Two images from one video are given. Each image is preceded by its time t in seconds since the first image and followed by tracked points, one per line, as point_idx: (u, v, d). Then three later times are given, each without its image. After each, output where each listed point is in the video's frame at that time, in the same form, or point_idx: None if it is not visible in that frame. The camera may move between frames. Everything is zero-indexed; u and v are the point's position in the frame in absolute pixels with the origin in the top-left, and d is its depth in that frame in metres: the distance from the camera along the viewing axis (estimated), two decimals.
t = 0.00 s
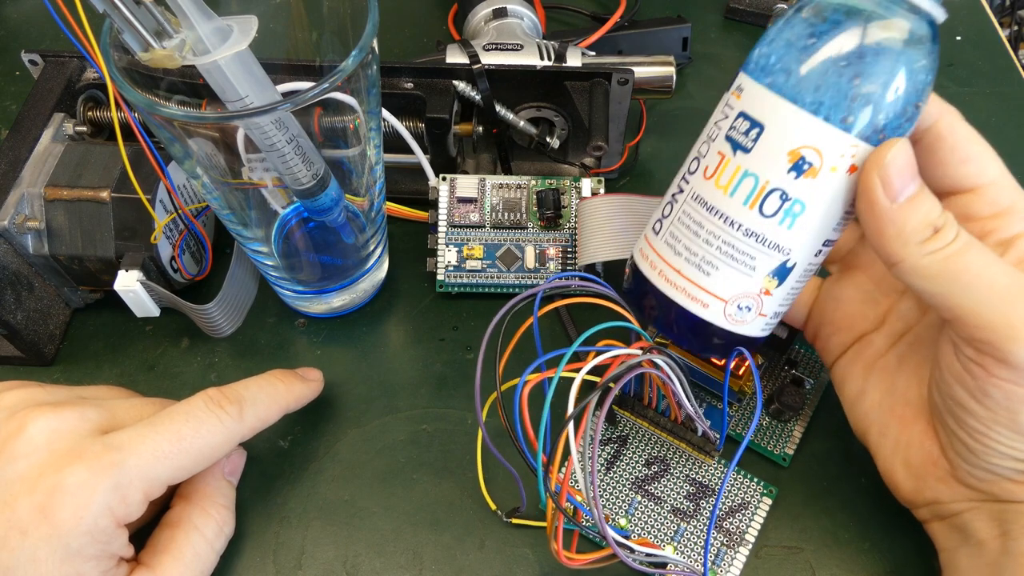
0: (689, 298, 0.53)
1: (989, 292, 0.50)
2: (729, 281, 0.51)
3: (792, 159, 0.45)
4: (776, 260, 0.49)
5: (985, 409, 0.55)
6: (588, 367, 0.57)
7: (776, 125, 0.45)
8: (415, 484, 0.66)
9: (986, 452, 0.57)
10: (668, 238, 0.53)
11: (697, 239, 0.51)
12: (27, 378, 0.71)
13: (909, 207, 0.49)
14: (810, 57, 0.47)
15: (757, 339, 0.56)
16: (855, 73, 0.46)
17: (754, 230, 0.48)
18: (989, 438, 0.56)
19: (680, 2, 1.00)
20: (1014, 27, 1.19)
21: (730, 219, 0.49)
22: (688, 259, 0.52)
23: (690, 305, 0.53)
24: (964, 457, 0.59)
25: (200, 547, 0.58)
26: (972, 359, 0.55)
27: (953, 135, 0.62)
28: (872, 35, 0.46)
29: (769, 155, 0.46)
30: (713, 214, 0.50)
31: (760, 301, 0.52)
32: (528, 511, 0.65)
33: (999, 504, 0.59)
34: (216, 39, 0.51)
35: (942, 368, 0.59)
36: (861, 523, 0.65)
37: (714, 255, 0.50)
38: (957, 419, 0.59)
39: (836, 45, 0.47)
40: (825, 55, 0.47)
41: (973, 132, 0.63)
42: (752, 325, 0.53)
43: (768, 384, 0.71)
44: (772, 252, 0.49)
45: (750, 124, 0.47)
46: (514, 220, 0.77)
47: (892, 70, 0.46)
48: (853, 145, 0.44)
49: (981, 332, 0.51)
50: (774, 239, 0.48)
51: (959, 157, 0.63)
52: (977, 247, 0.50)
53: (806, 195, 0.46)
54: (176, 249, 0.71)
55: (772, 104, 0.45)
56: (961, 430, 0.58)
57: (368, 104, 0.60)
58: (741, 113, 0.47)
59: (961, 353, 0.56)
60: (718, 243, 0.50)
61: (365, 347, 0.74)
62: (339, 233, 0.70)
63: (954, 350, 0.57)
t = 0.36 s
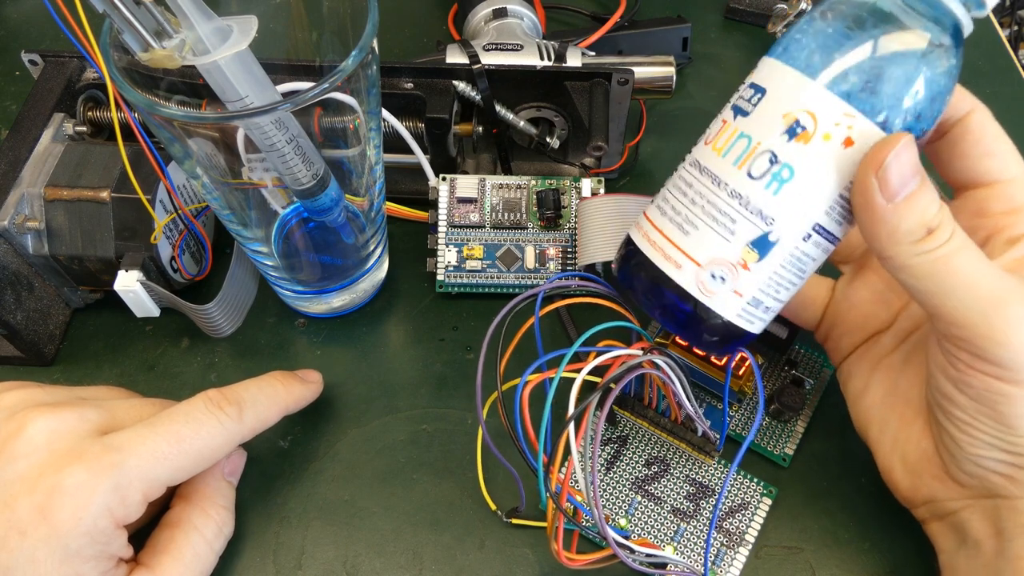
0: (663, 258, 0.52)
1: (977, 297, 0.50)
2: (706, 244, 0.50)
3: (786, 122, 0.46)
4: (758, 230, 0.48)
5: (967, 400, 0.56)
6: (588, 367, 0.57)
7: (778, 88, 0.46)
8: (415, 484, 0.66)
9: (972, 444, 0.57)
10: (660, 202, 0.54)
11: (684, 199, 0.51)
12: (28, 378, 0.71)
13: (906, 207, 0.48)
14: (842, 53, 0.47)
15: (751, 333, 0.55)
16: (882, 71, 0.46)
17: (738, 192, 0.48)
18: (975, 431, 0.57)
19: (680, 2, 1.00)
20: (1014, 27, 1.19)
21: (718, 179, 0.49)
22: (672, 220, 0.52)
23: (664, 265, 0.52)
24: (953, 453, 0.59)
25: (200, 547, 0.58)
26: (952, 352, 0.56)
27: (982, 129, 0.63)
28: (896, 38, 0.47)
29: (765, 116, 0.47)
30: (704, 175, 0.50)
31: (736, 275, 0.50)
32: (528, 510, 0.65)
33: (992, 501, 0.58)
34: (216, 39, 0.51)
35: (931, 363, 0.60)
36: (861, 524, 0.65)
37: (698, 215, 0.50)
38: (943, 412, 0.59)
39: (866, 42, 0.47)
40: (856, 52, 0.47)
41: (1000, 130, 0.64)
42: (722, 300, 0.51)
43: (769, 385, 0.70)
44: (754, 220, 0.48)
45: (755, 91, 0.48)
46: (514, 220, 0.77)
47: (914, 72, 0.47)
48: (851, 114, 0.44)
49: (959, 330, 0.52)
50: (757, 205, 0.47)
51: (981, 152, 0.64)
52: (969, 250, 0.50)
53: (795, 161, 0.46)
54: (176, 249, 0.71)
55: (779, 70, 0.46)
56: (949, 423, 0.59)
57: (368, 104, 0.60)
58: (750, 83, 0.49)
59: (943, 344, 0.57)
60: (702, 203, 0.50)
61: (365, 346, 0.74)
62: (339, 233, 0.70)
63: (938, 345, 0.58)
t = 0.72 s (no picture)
0: (709, 323, 0.56)
1: None
2: (750, 306, 0.54)
3: (816, 188, 0.47)
4: (795, 284, 0.52)
5: (993, 412, 0.54)
6: (590, 367, 0.56)
7: (801, 156, 0.47)
8: (415, 484, 0.66)
9: (985, 453, 0.56)
10: (687, 263, 0.56)
11: (717, 266, 0.53)
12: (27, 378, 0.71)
13: (942, 205, 0.48)
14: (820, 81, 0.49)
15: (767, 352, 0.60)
16: (865, 93, 0.48)
17: (775, 257, 0.51)
18: (992, 440, 0.55)
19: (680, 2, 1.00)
20: (1014, 27, 1.19)
21: (752, 246, 0.51)
22: (709, 286, 0.54)
23: (708, 329, 0.56)
24: (961, 460, 0.58)
25: (200, 547, 0.58)
26: (989, 361, 0.52)
27: (969, 134, 0.63)
28: (883, 53, 0.48)
29: (792, 186, 0.48)
30: (734, 241, 0.52)
31: (777, 323, 0.55)
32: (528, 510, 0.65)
33: (992, 508, 0.58)
34: (216, 39, 0.51)
35: (955, 367, 0.57)
36: (861, 523, 0.65)
37: (737, 282, 0.53)
38: (963, 419, 0.57)
39: (852, 62, 0.49)
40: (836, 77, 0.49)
41: (989, 136, 0.63)
42: (767, 343, 0.57)
43: (770, 386, 0.70)
44: (792, 277, 0.52)
45: (772, 152, 0.48)
46: (514, 220, 0.77)
47: (906, 85, 0.48)
48: (874, 172, 0.47)
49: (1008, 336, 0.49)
50: (794, 266, 0.51)
51: (972, 158, 0.63)
52: None
53: (827, 222, 0.49)
54: (176, 249, 0.71)
55: (796, 135, 0.47)
56: (965, 430, 0.57)
57: (368, 104, 0.60)
58: (762, 140, 0.49)
59: (979, 352, 0.53)
60: (740, 270, 0.52)
61: (365, 346, 0.74)
62: (339, 233, 0.70)
63: (969, 350, 0.55)
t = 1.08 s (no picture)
0: (674, 331, 0.58)
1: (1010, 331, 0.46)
2: (710, 321, 0.55)
3: (766, 228, 0.47)
4: (755, 305, 0.53)
5: (985, 424, 0.54)
6: (585, 364, 0.56)
7: (750, 196, 0.46)
8: (415, 483, 0.66)
9: (980, 460, 0.56)
10: (655, 275, 0.57)
11: (680, 284, 0.55)
12: (27, 378, 0.71)
13: (889, 250, 0.44)
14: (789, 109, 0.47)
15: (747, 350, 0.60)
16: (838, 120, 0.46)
17: (732, 283, 0.51)
18: (985, 450, 0.55)
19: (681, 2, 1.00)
20: (1014, 26, 1.19)
21: (710, 272, 0.52)
22: (673, 300, 0.56)
23: (675, 335, 0.59)
24: (955, 468, 0.58)
25: (200, 546, 0.58)
26: (976, 378, 0.53)
27: (967, 142, 0.62)
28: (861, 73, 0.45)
29: (745, 221, 0.48)
30: (694, 265, 0.53)
31: (742, 334, 0.56)
32: (528, 509, 0.65)
33: (991, 511, 0.58)
34: (216, 39, 0.51)
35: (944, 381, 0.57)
36: (860, 524, 0.65)
37: (697, 301, 0.54)
38: (953, 429, 0.57)
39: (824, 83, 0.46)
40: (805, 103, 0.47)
41: (988, 140, 0.62)
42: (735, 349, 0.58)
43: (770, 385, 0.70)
44: (750, 300, 0.52)
45: (727, 188, 0.48)
46: (514, 220, 0.77)
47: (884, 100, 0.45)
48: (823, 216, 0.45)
49: (991, 363, 0.49)
50: (751, 291, 0.51)
51: (972, 165, 0.63)
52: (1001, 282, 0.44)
53: (781, 256, 0.48)
54: (176, 249, 0.71)
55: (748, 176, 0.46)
56: (957, 438, 0.57)
57: (368, 104, 0.60)
58: (719, 174, 0.48)
59: (966, 371, 0.54)
60: (700, 291, 0.54)
61: (365, 346, 0.74)
62: (339, 233, 0.70)
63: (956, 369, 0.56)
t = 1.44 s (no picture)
0: (681, 318, 0.56)
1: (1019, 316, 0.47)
2: (720, 304, 0.53)
3: (782, 196, 0.46)
4: (765, 286, 0.51)
5: (987, 420, 0.54)
6: (581, 361, 0.56)
7: (767, 161, 0.45)
8: (415, 484, 0.66)
9: (981, 458, 0.56)
10: (663, 259, 0.56)
11: (689, 265, 0.53)
12: (27, 378, 0.71)
13: (900, 228, 0.46)
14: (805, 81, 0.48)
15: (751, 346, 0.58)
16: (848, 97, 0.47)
17: (743, 261, 0.50)
18: (987, 447, 0.55)
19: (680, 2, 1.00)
20: (1014, 26, 1.19)
21: (721, 249, 0.50)
22: (681, 283, 0.54)
23: (682, 324, 0.57)
24: (957, 465, 0.58)
25: (200, 546, 0.58)
26: (979, 371, 0.53)
27: (974, 135, 0.63)
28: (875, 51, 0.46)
29: (760, 189, 0.46)
30: (705, 242, 0.51)
31: (750, 321, 0.54)
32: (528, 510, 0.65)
33: (991, 511, 0.57)
34: (216, 39, 0.51)
35: (947, 375, 0.58)
36: (860, 524, 0.65)
37: (707, 282, 0.53)
38: (956, 424, 0.57)
39: (841, 56, 0.47)
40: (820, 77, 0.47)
41: (994, 136, 0.63)
42: (743, 340, 0.57)
43: (770, 385, 0.70)
44: (761, 279, 0.50)
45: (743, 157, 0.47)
46: (514, 220, 0.77)
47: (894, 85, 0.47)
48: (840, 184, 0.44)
49: (996, 352, 0.50)
50: (764, 268, 0.50)
51: (977, 158, 0.63)
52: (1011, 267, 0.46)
53: (796, 228, 0.47)
54: (176, 249, 0.71)
55: (765, 141, 0.45)
56: (959, 435, 0.57)
57: (368, 104, 0.60)
58: (734, 143, 0.47)
59: (968, 364, 0.54)
60: (710, 271, 0.52)
61: (365, 346, 0.74)
62: (339, 233, 0.70)
63: (959, 361, 0.56)
